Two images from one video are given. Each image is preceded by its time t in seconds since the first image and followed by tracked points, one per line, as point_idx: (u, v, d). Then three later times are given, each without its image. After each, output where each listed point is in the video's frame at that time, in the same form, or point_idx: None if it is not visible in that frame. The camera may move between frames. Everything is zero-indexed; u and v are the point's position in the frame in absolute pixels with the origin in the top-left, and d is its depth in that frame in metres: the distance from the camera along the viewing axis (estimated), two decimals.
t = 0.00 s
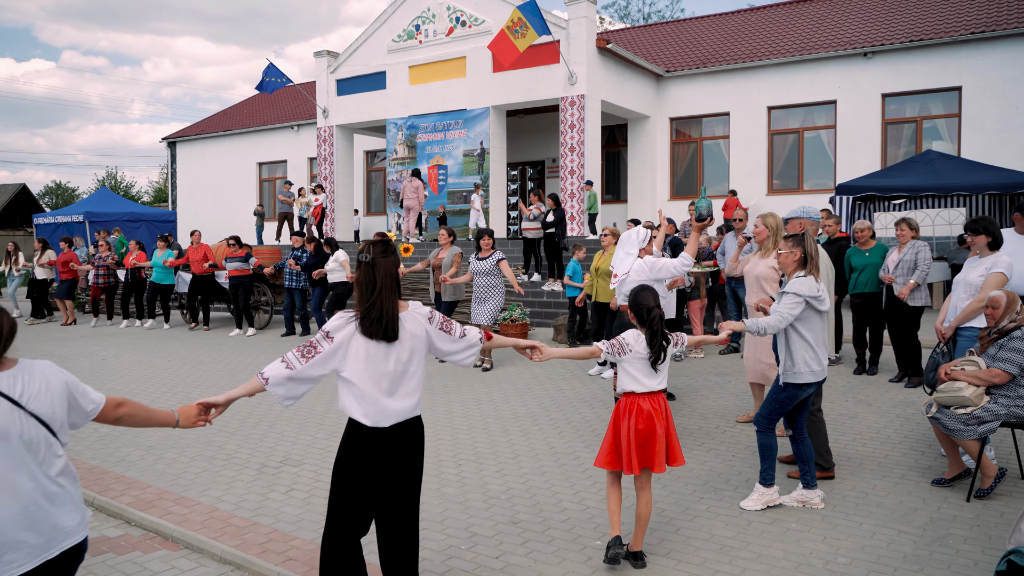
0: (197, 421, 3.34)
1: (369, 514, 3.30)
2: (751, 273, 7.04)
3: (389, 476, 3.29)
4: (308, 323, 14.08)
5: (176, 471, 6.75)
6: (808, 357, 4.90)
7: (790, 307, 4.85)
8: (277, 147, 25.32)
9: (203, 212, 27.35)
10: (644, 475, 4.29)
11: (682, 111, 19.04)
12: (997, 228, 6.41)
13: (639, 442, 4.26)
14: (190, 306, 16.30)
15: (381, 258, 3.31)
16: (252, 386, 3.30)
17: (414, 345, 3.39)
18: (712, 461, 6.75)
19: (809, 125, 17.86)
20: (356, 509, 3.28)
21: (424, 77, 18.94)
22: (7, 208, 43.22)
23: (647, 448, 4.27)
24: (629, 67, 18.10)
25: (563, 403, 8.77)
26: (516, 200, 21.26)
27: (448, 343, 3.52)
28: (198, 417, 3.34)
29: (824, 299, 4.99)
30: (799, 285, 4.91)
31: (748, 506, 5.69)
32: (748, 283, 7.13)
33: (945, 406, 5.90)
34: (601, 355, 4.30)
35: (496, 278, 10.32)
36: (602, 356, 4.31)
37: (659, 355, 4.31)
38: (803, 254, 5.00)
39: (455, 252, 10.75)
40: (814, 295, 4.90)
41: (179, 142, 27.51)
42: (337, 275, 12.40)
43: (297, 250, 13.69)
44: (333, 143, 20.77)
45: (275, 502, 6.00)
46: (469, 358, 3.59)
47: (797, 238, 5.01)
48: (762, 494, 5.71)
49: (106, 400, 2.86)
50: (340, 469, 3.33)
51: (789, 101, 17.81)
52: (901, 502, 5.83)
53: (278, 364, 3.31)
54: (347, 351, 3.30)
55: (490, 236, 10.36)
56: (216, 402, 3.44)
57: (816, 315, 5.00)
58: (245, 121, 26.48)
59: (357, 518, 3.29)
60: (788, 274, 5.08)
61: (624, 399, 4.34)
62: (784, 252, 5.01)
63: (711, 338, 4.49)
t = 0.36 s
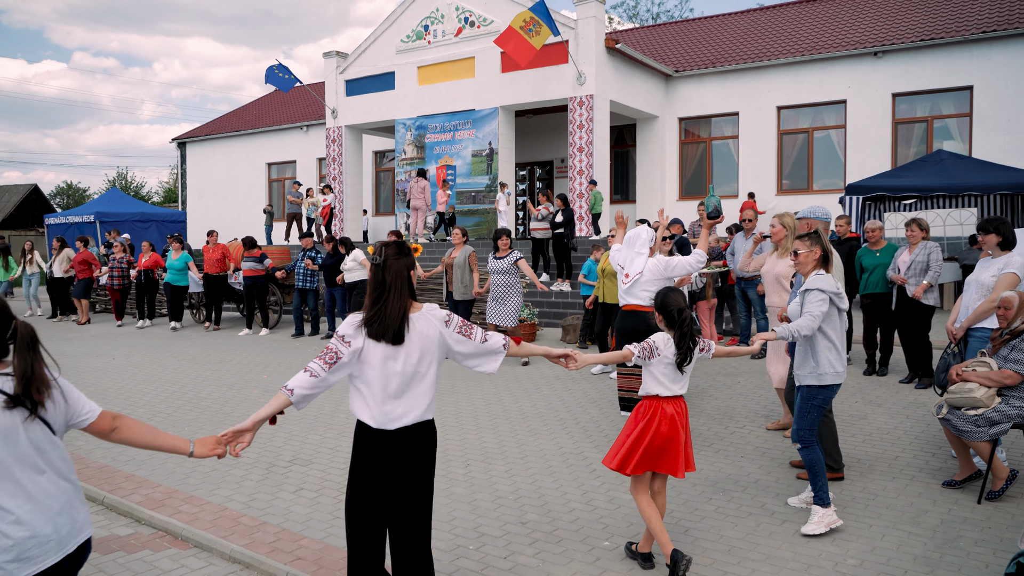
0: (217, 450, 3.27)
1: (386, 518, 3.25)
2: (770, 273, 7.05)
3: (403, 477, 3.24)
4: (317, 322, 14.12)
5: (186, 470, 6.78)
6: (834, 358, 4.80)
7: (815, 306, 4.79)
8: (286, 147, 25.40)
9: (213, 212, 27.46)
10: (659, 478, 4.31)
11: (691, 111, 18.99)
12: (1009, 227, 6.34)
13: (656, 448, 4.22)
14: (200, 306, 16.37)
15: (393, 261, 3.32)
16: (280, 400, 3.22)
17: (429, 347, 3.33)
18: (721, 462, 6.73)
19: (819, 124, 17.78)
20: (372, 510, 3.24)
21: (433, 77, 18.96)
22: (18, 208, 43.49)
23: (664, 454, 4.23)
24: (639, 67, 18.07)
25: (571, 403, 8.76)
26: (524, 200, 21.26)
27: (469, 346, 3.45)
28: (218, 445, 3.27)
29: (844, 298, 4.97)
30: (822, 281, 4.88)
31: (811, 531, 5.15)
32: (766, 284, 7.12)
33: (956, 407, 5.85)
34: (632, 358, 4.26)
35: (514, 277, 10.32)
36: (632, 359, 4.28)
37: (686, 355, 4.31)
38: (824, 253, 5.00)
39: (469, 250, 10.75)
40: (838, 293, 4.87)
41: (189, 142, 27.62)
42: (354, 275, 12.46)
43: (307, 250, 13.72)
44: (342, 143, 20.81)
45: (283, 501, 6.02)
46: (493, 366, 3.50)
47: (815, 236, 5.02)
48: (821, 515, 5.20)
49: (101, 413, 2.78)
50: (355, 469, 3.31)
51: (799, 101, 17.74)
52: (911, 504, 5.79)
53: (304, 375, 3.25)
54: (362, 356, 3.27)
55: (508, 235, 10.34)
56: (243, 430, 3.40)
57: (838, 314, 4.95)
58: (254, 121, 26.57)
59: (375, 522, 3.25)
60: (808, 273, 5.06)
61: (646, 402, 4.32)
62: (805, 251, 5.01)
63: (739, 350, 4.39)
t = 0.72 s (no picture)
0: (169, 414, 3.14)
1: (389, 521, 3.20)
2: (775, 273, 7.07)
3: (402, 475, 3.19)
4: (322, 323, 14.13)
5: (191, 471, 6.78)
6: (845, 360, 4.75)
7: (827, 305, 4.76)
8: (290, 148, 25.44)
9: (217, 213, 27.51)
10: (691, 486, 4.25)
11: (694, 111, 18.99)
12: (1015, 228, 6.31)
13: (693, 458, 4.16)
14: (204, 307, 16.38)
15: (379, 255, 3.29)
16: (243, 374, 3.20)
17: (420, 342, 3.29)
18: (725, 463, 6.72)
19: (823, 125, 17.77)
20: (374, 514, 3.20)
21: (437, 78, 18.96)
22: (23, 209, 43.64)
23: (695, 464, 4.21)
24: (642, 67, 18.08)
25: (575, 404, 8.76)
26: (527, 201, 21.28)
27: (459, 339, 3.44)
28: (170, 410, 3.14)
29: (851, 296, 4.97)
30: (833, 278, 4.84)
31: (819, 537, 5.13)
32: (771, 283, 7.15)
33: (961, 407, 5.81)
34: (640, 354, 4.32)
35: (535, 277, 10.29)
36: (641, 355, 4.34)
37: (716, 364, 4.32)
38: (824, 254, 5.00)
39: (482, 252, 10.75)
40: (848, 291, 4.87)
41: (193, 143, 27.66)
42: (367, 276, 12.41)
43: (310, 252, 13.72)
44: (345, 144, 20.82)
45: (289, 502, 6.02)
46: (483, 356, 3.50)
47: (812, 239, 5.01)
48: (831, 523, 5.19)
49: (58, 395, 2.72)
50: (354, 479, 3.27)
51: (803, 101, 17.73)
52: (917, 504, 5.78)
53: (272, 358, 3.25)
54: (348, 350, 3.23)
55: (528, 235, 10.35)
56: (197, 393, 3.32)
57: (847, 314, 4.92)
58: (258, 122, 26.61)
59: (378, 527, 3.21)
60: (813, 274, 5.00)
61: (671, 408, 4.30)
62: (804, 254, 4.97)
63: (752, 342, 4.31)
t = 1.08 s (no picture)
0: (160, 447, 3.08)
1: (362, 526, 3.22)
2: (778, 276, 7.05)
3: (379, 482, 3.22)
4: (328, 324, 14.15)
5: (197, 470, 6.80)
6: (837, 373, 4.73)
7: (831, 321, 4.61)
8: (296, 149, 25.47)
9: (223, 214, 27.58)
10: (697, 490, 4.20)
11: (700, 111, 18.96)
12: None
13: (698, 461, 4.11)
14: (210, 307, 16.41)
15: (361, 264, 3.24)
16: (242, 399, 3.10)
17: (399, 355, 3.32)
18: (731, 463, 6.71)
19: (829, 125, 17.72)
20: (347, 520, 3.20)
21: (442, 79, 18.97)
22: (30, 209, 43.81)
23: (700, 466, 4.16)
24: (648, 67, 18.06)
25: (580, 404, 8.76)
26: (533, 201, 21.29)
27: (436, 354, 3.48)
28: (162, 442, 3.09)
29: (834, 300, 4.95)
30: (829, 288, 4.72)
31: (827, 539, 5.12)
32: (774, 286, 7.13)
33: (970, 407, 5.79)
34: (625, 368, 4.18)
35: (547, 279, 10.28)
36: (626, 369, 4.20)
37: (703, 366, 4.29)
38: (806, 260, 4.86)
39: (489, 255, 10.83)
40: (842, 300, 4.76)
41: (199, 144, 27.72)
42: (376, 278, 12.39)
43: (317, 253, 13.73)
44: (351, 145, 20.85)
45: (294, 502, 6.03)
46: (462, 378, 3.53)
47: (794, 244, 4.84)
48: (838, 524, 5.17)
49: (19, 426, 2.75)
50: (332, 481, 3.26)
51: (809, 101, 17.68)
52: (923, 506, 5.76)
53: (265, 375, 3.18)
54: (332, 362, 3.22)
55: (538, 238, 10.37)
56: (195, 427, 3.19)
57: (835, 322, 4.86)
58: (264, 123, 26.67)
59: (351, 529, 3.23)
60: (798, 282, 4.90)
61: (668, 415, 4.20)
62: (790, 259, 4.81)
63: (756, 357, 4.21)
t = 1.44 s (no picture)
0: (90, 427, 3.02)
1: (319, 529, 3.13)
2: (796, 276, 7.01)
3: (334, 476, 3.14)
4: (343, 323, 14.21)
5: (213, 468, 6.85)
6: (797, 381, 4.59)
7: (779, 326, 4.58)
8: (312, 149, 25.58)
9: (240, 214, 27.76)
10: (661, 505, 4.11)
11: (716, 110, 18.86)
12: None
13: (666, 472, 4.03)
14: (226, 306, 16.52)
15: (328, 256, 3.14)
16: (180, 388, 3.03)
17: (364, 350, 3.27)
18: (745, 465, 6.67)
19: (847, 124, 17.57)
20: (306, 521, 3.12)
21: (457, 79, 18.98)
22: (50, 209, 44.30)
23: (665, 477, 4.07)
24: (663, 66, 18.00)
25: (593, 405, 8.74)
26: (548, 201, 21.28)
27: (397, 350, 3.47)
28: (92, 422, 3.03)
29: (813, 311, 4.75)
30: (788, 295, 4.65)
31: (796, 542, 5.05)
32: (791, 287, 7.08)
33: (989, 409, 5.70)
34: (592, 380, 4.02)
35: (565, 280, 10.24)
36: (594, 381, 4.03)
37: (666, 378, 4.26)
38: (796, 262, 4.78)
39: (507, 252, 10.79)
40: (804, 306, 4.64)
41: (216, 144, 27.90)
42: (393, 276, 12.37)
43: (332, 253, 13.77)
44: (367, 145, 20.92)
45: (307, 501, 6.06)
46: (418, 371, 3.55)
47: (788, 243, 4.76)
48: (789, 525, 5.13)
49: None
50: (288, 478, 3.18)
51: (826, 100, 17.54)
52: (940, 509, 5.71)
53: (210, 367, 3.11)
54: (292, 356, 3.14)
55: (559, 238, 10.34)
56: (126, 406, 3.08)
57: (806, 330, 4.72)
58: (281, 123, 26.81)
59: (315, 533, 3.14)
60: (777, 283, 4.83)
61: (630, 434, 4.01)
62: (773, 260, 4.75)
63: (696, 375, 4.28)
